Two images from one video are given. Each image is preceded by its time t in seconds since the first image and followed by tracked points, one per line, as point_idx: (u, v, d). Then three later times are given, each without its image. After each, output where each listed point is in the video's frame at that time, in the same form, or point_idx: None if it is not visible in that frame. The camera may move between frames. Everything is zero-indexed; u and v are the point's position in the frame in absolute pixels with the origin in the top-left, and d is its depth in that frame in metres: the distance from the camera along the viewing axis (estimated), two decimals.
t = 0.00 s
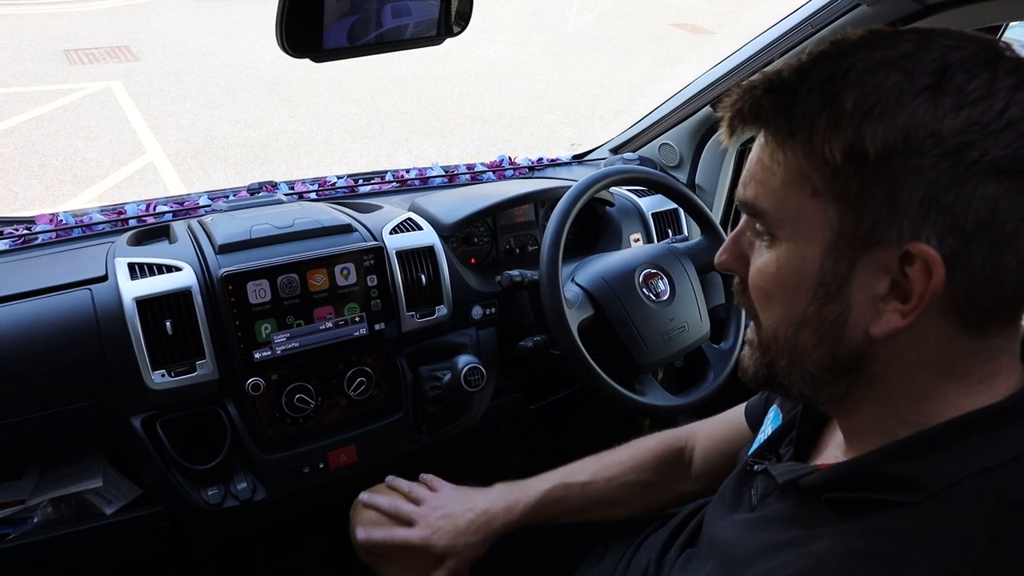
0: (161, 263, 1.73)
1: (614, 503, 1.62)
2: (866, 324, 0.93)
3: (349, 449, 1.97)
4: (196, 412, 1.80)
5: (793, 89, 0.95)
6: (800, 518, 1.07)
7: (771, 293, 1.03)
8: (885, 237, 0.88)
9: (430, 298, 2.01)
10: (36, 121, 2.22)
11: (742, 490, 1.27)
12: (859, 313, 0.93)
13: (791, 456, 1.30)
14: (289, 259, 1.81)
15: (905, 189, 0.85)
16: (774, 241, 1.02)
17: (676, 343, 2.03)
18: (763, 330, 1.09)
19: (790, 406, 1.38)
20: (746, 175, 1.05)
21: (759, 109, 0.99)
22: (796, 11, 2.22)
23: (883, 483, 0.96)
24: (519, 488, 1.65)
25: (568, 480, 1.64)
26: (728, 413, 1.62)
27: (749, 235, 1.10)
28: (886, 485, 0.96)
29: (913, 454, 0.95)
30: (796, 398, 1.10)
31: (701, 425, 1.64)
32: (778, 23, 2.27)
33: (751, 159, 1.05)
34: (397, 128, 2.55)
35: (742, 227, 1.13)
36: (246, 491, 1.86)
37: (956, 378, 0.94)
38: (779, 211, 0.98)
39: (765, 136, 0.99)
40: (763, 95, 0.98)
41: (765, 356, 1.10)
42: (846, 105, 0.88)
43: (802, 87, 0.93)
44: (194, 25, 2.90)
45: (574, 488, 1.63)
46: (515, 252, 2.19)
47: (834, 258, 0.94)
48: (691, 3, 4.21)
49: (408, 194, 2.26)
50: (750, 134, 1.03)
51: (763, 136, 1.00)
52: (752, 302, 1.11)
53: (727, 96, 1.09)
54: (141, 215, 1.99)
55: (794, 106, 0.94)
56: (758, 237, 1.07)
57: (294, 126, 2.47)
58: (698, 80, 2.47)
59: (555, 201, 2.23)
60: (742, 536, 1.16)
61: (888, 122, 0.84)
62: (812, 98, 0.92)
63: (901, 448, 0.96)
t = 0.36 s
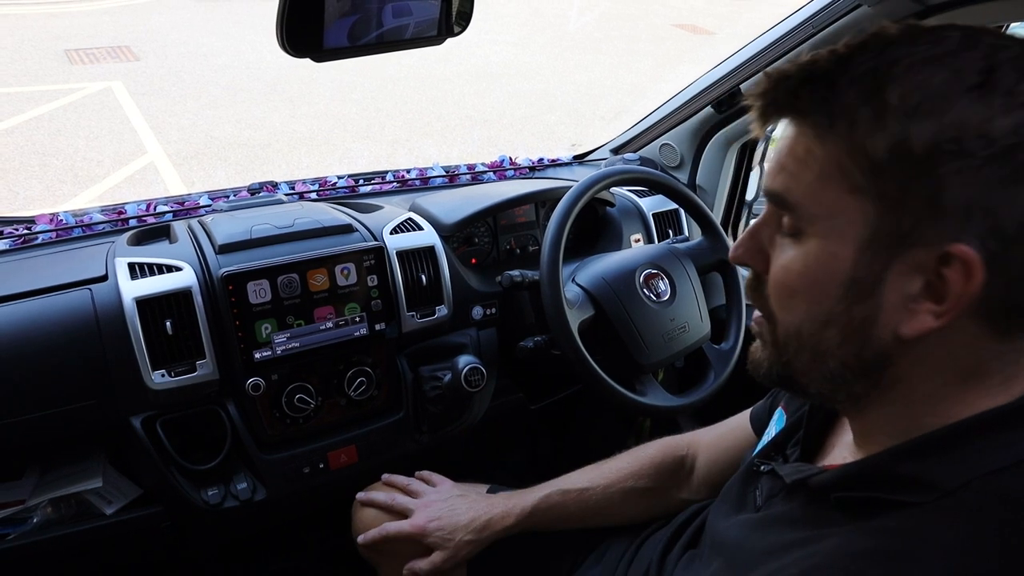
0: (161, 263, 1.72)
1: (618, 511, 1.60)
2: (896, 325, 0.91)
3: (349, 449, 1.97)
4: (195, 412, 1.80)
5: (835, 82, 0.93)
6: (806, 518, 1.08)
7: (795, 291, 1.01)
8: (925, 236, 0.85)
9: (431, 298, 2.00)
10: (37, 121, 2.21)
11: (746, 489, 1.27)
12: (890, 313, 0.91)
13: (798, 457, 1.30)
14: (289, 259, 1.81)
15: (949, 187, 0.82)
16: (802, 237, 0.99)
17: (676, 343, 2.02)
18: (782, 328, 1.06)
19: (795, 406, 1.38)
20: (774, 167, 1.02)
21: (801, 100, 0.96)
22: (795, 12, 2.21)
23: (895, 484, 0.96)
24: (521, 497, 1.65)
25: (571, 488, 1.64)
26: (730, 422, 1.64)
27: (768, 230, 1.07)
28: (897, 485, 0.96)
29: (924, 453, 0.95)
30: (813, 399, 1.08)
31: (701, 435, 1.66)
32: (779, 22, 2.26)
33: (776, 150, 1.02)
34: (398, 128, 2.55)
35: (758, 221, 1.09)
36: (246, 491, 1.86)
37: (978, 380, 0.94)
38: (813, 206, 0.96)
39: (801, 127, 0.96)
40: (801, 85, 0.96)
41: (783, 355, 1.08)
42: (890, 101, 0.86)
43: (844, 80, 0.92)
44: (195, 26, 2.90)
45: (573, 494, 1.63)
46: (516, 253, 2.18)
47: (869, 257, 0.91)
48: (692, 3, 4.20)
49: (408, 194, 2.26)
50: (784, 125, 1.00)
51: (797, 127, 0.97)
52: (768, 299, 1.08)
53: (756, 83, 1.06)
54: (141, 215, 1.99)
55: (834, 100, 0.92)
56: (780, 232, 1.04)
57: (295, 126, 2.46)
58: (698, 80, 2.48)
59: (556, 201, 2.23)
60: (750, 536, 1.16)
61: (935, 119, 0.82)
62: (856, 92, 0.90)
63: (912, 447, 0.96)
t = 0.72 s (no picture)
0: (161, 260, 1.72)
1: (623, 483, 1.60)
2: (960, 330, 0.91)
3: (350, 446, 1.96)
4: (196, 409, 1.80)
5: (919, 74, 0.89)
6: (814, 505, 1.09)
7: (852, 294, 0.98)
8: (1009, 242, 0.84)
9: (432, 295, 2.00)
10: (38, 119, 2.18)
11: (751, 478, 1.28)
12: (957, 319, 0.91)
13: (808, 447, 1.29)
14: (290, 257, 1.81)
15: None
16: (865, 237, 0.96)
17: (677, 341, 2.02)
18: (829, 328, 1.04)
19: (804, 400, 1.37)
20: (833, 160, 0.98)
21: (880, 92, 0.93)
22: (797, 10, 2.20)
23: (913, 478, 0.97)
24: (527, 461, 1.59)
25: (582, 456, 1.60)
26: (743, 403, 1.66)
27: (820, 227, 1.04)
28: (912, 478, 0.97)
29: (941, 449, 0.96)
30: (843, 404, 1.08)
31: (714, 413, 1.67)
32: (781, 19, 2.25)
33: (836, 142, 0.99)
34: (397, 126, 2.55)
35: (804, 217, 1.07)
36: (246, 489, 1.86)
37: (1015, 387, 0.98)
38: (882, 206, 0.93)
39: (875, 120, 0.93)
40: (883, 76, 0.93)
41: (824, 358, 1.06)
42: (982, 96, 0.83)
43: (928, 73, 0.88)
44: (195, 24, 2.82)
45: (591, 464, 1.60)
46: (516, 250, 2.19)
47: (943, 261, 0.89)
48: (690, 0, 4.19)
49: (409, 192, 2.36)
50: (856, 118, 0.96)
51: (871, 120, 0.93)
52: (816, 300, 1.06)
53: (823, 69, 1.02)
54: (141, 212, 2.03)
55: (918, 93, 0.88)
56: (834, 230, 1.01)
57: (295, 123, 2.43)
58: (699, 79, 2.50)
59: (557, 198, 2.23)
60: (755, 525, 1.17)
61: None
62: (942, 85, 0.86)
63: (928, 442, 0.97)
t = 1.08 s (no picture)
0: (162, 261, 1.73)
1: (628, 452, 1.65)
2: (961, 335, 0.91)
3: (350, 447, 1.97)
4: (197, 409, 1.80)
5: (925, 77, 0.89)
6: (813, 512, 1.09)
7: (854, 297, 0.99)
8: (1012, 248, 0.85)
9: (432, 296, 2.00)
10: (38, 118, 2.17)
11: (750, 481, 1.29)
12: (958, 324, 0.91)
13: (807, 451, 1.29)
14: (290, 257, 1.81)
15: None
16: (867, 239, 0.96)
17: (677, 342, 2.02)
18: (828, 329, 1.04)
19: (806, 403, 1.37)
20: (837, 161, 0.98)
21: (885, 94, 0.93)
22: (797, 10, 2.20)
23: (914, 484, 0.98)
24: (541, 412, 1.64)
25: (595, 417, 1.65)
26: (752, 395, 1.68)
27: (823, 229, 1.04)
28: (913, 485, 0.98)
29: (943, 456, 0.96)
30: (836, 399, 1.09)
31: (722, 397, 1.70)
32: (781, 20, 2.26)
33: (840, 143, 0.99)
34: (397, 127, 2.55)
35: (806, 218, 1.07)
36: (246, 489, 1.86)
37: (1018, 393, 0.98)
38: (885, 209, 0.93)
39: (880, 122, 0.93)
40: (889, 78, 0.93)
41: (824, 360, 1.06)
42: (988, 100, 0.83)
43: (934, 76, 0.88)
44: (195, 24, 2.80)
45: (600, 426, 1.65)
46: (516, 251, 2.19)
47: (945, 266, 0.89)
48: None
49: (409, 193, 2.39)
50: (861, 119, 0.96)
51: (875, 121, 0.93)
52: (817, 301, 1.06)
53: (828, 70, 1.02)
54: (141, 213, 2.03)
55: (924, 96, 0.88)
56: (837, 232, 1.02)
57: (294, 123, 2.43)
58: (698, 80, 2.50)
59: (557, 199, 2.23)
60: (755, 530, 1.17)
61: None
62: (948, 88, 0.86)
63: (930, 449, 0.98)
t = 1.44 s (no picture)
0: (164, 263, 1.75)
1: (635, 436, 1.71)
2: (951, 338, 0.93)
3: (350, 447, 1.98)
4: (198, 410, 1.82)
5: (911, 83, 0.92)
6: (807, 508, 1.11)
7: (844, 299, 1.00)
8: (997, 251, 0.86)
9: (430, 298, 2.02)
10: (43, 121, 2.21)
11: (744, 476, 1.32)
12: (947, 327, 0.93)
13: (801, 447, 1.31)
14: (290, 259, 1.83)
15: None
16: (857, 243, 0.98)
17: (674, 344, 2.04)
18: (820, 332, 1.06)
19: (799, 398, 1.39)
20: (828, 166, 1.01)
21: (873, 100, 0.95)
22: (794, 14, 2.22)
23: (905, 482, 1.00)
24: (560, 390, 1.71)
25: (612, 400, 1.70)
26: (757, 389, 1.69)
27: (816, 232, 1.06)
28: (904, 484, 1.00)
29: (934, 456, 0.98)
30: (833, 406, 1.10)
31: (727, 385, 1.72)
32: (777, 24, 2.28)
33: (832, 149, 1.01)
34: (396, 130, 2.57)
35: (801, 222, 1.09)
36: (247, 489, 1.88)
37: (1009, 395, 0.99)
38: (874, 212, 0.95)
39: (869, 128, 0.95)
40: (877, 85, 0.96)
41: (817, 363, 1.08)
42: (973, 105, 0.86)
43: (920, 82, 0.91)
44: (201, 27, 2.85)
45: (612, 408, 1.70)
46: (514, 253, 2.21)
47: (933, 268, 0.91)
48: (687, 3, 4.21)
49: (409, 195, 2.35)
50: (850, 124, 0.99)
51: (864, 127, 0.96)
52: (809, 305, 1.08)
53: (820, 77, 1.05)
54: (143, 216, 2.04)
55: (911, 102, 0.91)
56: (830, 235, 1.04)
57: (295, 126, 2.51)
58: (695, 83, 2.52)
59: (554, 201, 2.25)
60: (748, 527, 1.19)
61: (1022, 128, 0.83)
62: (933, 93, 0.89)
63: (923, 449, 1.00)
